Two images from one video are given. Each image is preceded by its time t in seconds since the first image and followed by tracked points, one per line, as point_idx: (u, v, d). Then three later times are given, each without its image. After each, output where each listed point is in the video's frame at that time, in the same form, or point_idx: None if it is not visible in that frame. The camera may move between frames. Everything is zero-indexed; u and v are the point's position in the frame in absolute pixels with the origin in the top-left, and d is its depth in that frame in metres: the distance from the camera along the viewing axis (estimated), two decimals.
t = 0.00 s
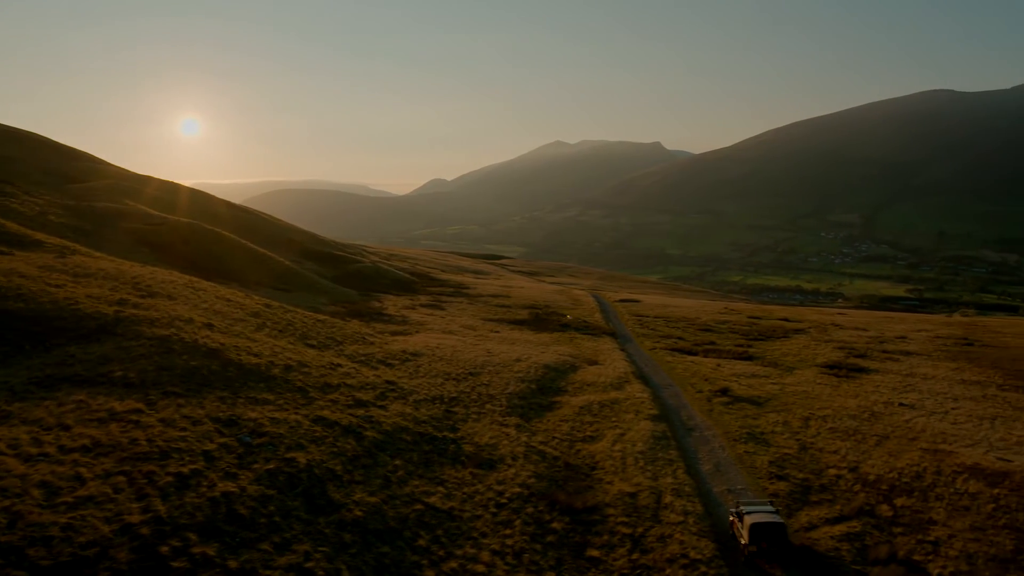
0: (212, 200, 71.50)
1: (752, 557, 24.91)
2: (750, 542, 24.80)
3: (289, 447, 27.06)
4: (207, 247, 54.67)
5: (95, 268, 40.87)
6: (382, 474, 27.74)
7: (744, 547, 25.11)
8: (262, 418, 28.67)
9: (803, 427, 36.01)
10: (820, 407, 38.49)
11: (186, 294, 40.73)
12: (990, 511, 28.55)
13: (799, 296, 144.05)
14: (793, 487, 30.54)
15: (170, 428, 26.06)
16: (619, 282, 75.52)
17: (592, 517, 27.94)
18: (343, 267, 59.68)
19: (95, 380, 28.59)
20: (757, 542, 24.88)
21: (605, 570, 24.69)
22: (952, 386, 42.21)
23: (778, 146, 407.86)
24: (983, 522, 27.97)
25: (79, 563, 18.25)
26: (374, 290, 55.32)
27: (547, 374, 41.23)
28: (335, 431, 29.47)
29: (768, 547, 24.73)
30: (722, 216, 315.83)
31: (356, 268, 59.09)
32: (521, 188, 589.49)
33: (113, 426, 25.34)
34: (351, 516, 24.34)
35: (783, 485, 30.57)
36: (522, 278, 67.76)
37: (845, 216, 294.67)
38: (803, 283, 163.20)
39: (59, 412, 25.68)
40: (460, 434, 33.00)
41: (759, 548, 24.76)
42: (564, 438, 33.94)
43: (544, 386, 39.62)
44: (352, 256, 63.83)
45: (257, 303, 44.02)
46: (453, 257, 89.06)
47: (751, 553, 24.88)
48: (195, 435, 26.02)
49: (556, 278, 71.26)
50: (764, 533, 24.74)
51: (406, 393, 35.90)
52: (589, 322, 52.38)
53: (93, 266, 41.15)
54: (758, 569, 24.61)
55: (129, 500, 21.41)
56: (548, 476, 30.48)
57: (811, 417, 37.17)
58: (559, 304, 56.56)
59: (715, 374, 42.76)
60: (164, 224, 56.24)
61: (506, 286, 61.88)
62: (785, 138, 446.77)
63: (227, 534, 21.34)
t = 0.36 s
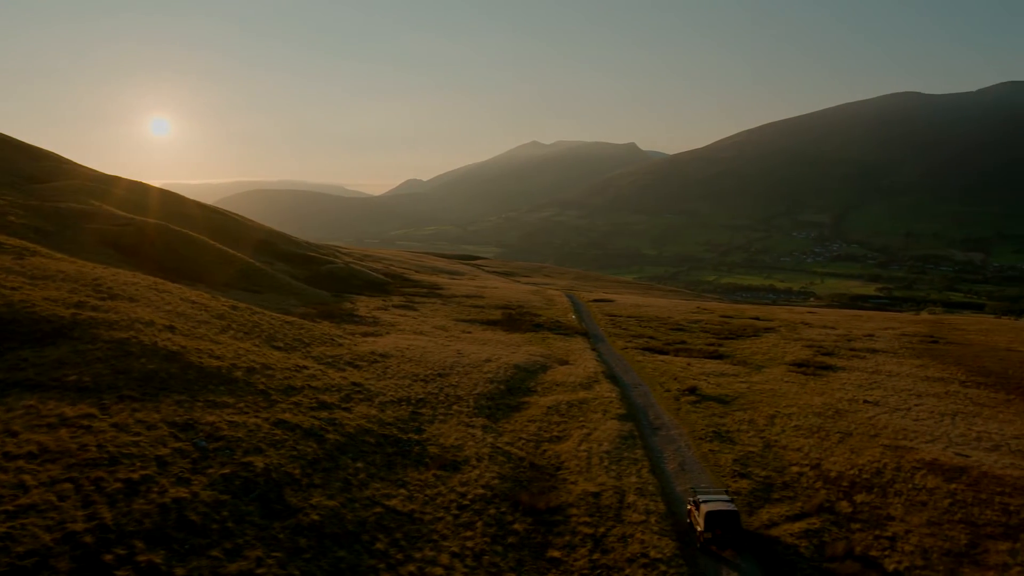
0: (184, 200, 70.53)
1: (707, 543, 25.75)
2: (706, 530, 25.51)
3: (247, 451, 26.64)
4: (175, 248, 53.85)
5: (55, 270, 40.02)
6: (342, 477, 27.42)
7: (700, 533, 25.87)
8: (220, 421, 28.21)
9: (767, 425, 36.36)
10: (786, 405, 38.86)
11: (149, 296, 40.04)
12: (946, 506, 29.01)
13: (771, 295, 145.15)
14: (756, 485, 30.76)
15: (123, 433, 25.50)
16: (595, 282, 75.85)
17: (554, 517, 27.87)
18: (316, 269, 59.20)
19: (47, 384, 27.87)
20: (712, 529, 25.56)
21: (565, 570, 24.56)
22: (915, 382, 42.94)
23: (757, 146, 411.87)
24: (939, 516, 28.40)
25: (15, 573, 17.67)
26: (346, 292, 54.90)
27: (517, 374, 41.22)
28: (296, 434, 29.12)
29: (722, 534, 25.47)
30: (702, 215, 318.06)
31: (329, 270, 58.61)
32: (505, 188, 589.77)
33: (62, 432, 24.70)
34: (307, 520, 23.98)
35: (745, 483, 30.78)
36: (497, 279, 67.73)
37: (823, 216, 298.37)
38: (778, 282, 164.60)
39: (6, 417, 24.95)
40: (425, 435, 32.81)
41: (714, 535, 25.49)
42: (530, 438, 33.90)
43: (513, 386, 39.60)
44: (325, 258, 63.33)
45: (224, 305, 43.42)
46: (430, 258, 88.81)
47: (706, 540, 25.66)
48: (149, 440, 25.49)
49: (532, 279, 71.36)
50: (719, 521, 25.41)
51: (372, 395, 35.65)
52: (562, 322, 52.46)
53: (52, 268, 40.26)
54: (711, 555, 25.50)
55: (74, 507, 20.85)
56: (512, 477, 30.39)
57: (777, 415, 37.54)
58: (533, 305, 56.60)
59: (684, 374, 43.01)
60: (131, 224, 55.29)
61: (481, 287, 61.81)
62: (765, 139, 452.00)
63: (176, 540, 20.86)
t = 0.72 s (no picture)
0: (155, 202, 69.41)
1: (664, 531, 26.68)
2: (663, 518, 26.49)
3: (203, 456, 26.17)
4: (143, 249, 52.95)
5: (13, 272, 39.06)
6: (301, 481, 27.07)
7: (657, 522, 26.84)
8: (177, 426, 27.70)
9: (733, 423, 36.66)
10: (753, 403, 39.19)
11: (111, 299, 39.27)
12: (904, 502, 29.41)
13: (745, 295, 146.18)
14: (719, 483, 30.97)
15: (73, 439, 24.85)
16: (571, 283, 76.13)
17: (517, 518, 27.78)
18: (288, 271, 58.65)
19: None
20: (670, 518, 26.57)
21: (525, 571, 24.39)
22: (880, 380, 43.60)
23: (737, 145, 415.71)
24: (897, 512, 28.78)
25: None
26: (317, 294, 54.51)
27: (487, 375, 41.14)
28: (255, 438, 28.71)
29: (678, 522, 26.43)
30: (683, 215, 319.82)
31: (302, 272, 58.16)
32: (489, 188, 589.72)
33: (9, 438, 23.94)
34: (262, 525, 23.57)
35: (709, 481, 30.98)
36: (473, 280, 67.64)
37: (801, 216, 301.60)
38: (754, 282, 165.67)
39: None
40: (389, 438, 32.56)
41: (671, 524, 26.45)
42: (497, 439, 33.83)
43: (482, 387, 39.52)
44: (298, 259, 62.76)
45: (190, 307, 42.78)
46: (407, 259, 88.52)
47: (663, 528, 26.57)
48: (100, 446, 24.91)
49: (508, 279, 71.34)
50: (676, 510, 26.45)
51: (338, 397, 35.35)
52: (535, 322, 52.50)
53: (10, 270, 39.27)
54: (667, 542, 26.39)
55: (16, 516, 20.19)
56: (477, 478, 30.25)
57: (743, 413, 37.86)
58: (507, 305, 56.59)
59: (653, 373, 43.20)
60: (97, 225, 54.25)
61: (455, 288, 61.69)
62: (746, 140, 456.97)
63: (122, 549, 20.35)
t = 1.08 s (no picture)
0: (125, 202, 68.32)
1: (621, 522, 27.32)
2: (620, 509, 27.24)
3: (157, 461, 25.64)
4: (109, 250, 52.00)
5: None
6: (260, 485, 26.66)
7: (615, 513, 27.55)
8: (131, 431, 27.11)
9: (700, 422, 36.89)
10: (720, 402, 39.47)
11: (71, 302, 38.43)
12: (864, 498, 29.77)
13: (720, 294, 147.41)
14: (683, 482, 31.12)
15: (20, 445, 24.13)
16: (547, 283, 76.31)
17: (479, 520, 27.61)
18: (259, 272, 58.05)
19: None
20: (626, 509, 27.37)
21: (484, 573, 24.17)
22: (846, 377, 44.18)
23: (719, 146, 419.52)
24: (856, 509, 29.12)
25: None
26: (288, 295, 54.07)
27: (456, 376, 41.03)
28: (213, 443, 28.22)
29: (634, 513, 27.24)
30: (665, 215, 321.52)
31: (273, 273, 57.65)
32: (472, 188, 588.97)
33: None
34: (215, 532, 23.11)
35: (673, 480, 31.11)
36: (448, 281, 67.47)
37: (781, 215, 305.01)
38: (732, 281, 166.66)
39: None
40: (354, 440, 32.25)
41: (627, 515, 27.20)
42: (463, 441, 33.70)
43: (450, 388, 39.38)
44: (270, 260, 62.16)
45: (155, 310, 42.06)
46: (383, 260, 88.08)
47: (620, 519, 27.25)
48: (49, 452, 24.24)
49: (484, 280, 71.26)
50: (632, 501, 27.27)
51: (302, 400, 34.98)
52: (508, 322, 52.46)
53: None
54: (624, 532, 27.11)
55: None
56: (441, 481, 30.07)
57: (710, 412, 38.14)
58: (481, 306, 56.54)
59: (623, 372, 43.35)
60: (62, 225, 53.18)
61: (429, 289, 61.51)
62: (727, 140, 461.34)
63: (65, 558, 19.79)
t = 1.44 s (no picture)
0: (93, 203, 67.12)
1: (581, 514, 28.09)
2: (580, 500, 28.11)
3: (109, 468, 25.11)
4: (74, 251, 51.02)
5: None
6: (216, 491, 26.21)
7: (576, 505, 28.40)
8: (84, 437, 26.51)
9: (667, 421, 37.09)
10: (688, 401, 39.72)
11: (29, 304, 37.57)
12: (825, 496, 30.04)
13: (695, 293, 148.45)
14: (647, 482, 31.20)
15: None
16: (523, 283, 76.37)
17: (441, 523, 27.34)
18: (229, 274, 57.36)
19: None
20: (586, 501, 28.16)
21: None
22: (814, 375, 44.69)
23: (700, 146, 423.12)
24: (817, 506, 29.40)
25: None
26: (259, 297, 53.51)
27: (425, 377, 40.84)
28: (170, 448, 27.73)
29: (594, 505, 28.02)
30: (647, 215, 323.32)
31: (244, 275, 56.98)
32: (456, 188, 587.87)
33: None
34: (166, 539, 22.60)
35: (637, 480, 31.17)
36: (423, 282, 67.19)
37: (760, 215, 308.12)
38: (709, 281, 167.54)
39: None
40: (317, 444, 31.89)
41: (587, 506, 28.02)
42: (428, 443, 33.52)
43: (418, 390, 39.18)
44: (242, 262, 61.42)
45: (117, 312, 41.28)
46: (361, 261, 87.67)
47: (580, 510, 28.08)
48: None
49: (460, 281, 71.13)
50: (592, 492, 28.11)
51: (267, 403, 34.55)
52: (481, 323, 52.36)
53: None
54: (585, 524, 27.74)
55: None
56: (404, 483, 29.82)
57: (677, 411, 38.35)
58: (454, 306, 56.39)
59: (593, 372, 43.44)
60: (25, 226, 52.08)
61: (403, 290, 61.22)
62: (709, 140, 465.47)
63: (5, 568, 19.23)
